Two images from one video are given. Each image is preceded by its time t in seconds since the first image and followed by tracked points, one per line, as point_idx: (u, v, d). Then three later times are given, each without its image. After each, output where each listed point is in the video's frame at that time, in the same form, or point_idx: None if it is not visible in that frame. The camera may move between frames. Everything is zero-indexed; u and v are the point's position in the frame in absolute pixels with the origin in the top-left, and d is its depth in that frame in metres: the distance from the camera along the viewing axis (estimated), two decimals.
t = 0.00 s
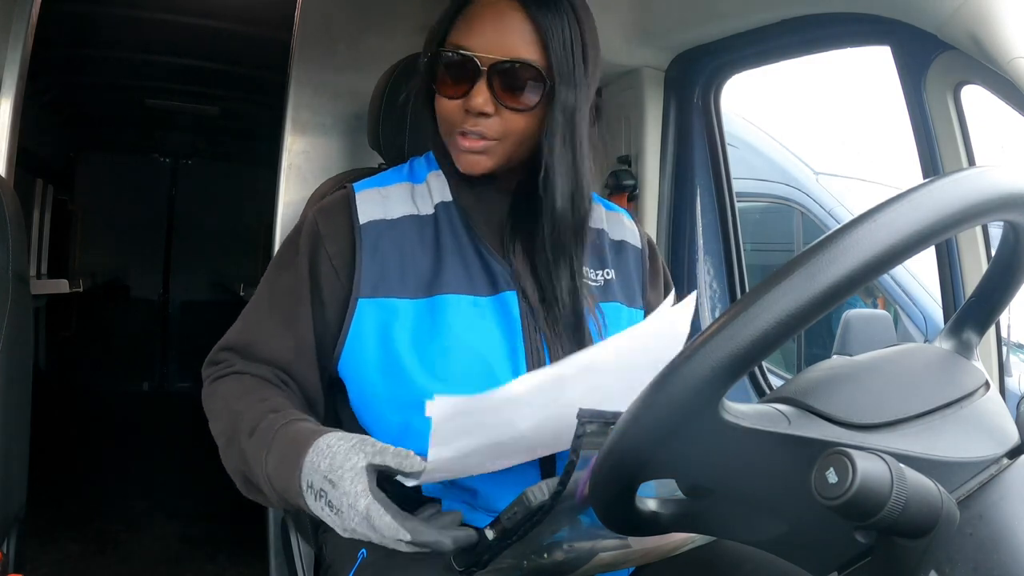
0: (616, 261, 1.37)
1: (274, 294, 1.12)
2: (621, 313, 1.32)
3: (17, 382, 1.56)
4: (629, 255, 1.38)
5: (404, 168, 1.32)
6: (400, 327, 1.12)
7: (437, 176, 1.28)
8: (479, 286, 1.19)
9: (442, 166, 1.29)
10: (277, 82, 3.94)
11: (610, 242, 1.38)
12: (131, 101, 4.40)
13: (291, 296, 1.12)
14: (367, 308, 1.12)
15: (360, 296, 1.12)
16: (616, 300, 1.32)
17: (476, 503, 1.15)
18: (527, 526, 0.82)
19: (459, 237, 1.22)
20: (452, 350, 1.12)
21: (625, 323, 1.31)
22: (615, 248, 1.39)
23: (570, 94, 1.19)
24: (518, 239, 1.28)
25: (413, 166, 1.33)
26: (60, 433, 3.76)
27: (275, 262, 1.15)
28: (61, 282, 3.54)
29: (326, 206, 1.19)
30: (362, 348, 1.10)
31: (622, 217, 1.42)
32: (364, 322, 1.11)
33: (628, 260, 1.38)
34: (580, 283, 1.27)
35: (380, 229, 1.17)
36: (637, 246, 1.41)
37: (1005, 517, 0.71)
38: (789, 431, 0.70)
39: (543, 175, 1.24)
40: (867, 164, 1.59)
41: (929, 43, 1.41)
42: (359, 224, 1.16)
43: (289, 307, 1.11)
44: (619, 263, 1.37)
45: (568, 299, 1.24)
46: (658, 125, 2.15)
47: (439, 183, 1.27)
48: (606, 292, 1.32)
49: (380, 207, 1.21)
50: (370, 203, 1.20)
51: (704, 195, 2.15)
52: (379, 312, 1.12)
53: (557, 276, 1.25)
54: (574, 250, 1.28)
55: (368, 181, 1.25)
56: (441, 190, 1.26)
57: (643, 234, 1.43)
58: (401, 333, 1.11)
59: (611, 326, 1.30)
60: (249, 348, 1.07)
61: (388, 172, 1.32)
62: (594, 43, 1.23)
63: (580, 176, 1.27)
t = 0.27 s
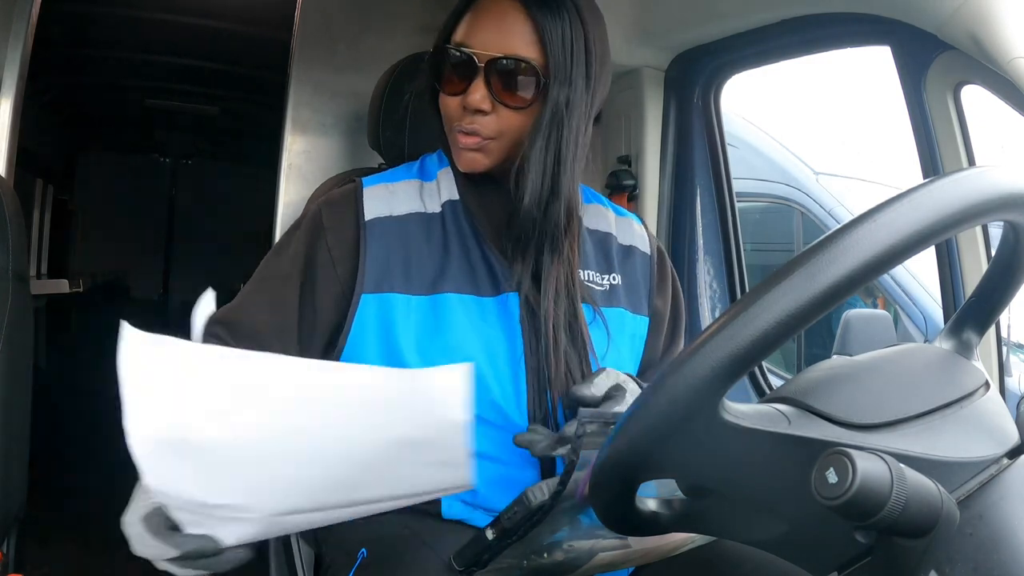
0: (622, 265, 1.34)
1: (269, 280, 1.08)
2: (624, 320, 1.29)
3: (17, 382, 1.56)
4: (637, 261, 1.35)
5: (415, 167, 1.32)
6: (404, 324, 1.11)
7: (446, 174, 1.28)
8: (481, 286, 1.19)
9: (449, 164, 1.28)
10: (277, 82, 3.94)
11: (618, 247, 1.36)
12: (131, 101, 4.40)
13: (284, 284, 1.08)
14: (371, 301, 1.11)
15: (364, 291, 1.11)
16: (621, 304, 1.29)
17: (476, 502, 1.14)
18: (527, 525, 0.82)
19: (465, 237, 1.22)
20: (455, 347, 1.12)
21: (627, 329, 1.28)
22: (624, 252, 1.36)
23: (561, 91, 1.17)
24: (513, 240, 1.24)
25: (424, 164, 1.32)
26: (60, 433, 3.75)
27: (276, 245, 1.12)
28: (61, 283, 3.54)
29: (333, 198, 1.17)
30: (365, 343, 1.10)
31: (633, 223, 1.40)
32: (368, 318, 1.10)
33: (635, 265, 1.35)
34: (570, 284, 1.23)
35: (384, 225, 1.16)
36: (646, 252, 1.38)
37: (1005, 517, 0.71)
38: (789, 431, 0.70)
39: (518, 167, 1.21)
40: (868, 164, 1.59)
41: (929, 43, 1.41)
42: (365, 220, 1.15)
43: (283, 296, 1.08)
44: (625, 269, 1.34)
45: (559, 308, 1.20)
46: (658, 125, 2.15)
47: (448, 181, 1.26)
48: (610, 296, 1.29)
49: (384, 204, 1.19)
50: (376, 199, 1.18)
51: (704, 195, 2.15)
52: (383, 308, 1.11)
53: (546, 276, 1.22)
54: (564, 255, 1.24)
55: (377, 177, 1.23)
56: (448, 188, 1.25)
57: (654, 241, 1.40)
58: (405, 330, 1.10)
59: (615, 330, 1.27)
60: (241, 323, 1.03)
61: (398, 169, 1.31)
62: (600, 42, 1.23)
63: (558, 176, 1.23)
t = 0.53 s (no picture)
0: (624, 267, 1.33)
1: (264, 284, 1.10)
2: (625, 322, 1.28)
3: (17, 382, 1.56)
4: (639, 263, 1.34)
5: (412, 166, 1.30)
6: (402, 329, 1.12)
7: (444, 174, 1.26)
8: (480, 288, 1.17)
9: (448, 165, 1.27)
10: (277, 82, 3.94)
11: (620, 249, 1.34)
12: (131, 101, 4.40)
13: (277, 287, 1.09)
14: (367, 306, 1.12)
15: (361, 294, 1.12)
16: (621, 307, 1.29)
17: (476, 502, 1.15)
18: (525, 527, 0.84)
19: (462, 238, 1.20)
20: (454, 349, 1.13)
21: (627, 331, 1.28)
22: (626, 254, 1.35)
23: (571, 92, 1.16)
24: (518, 238, 1.23)
25: (422, 164, 1.30)
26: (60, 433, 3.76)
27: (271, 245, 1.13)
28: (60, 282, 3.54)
29: (331, 200, 1.18)
30: (364, 346, 1.12)
31: (636, 223, 1.39)
32: (363, 320, 1.12)
33: (637, 266, 1.35)
34: (582, 290, 1.22)
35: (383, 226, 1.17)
36: (647, 253, 1.37)
37: (1005, 517, 0.71)
38: (789, 431, 0.70)
39: (546, 174, 1.21)
40: (868, 164, 1.59)
41: (929, 43, 1.41)
42: (361, 222, 1.15)
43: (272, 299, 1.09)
44: (626, 271, 1.33)
45: (570, 304, 1.19)
46: (658, 125, 2.15)
47: (447, 182, 1.25)
48: (610, 299, 1.29)
49: (384, 205, 1.19)
50: (375, 200, 1.19)
51: (704, 195, 2.15)
52: (381, 311, 1.12)
53: (548, 276, 1.20)
54: (571, 257, 1.23)
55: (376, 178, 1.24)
56: (447, 190, 1.24)
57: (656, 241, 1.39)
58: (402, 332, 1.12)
59: (615, 333, 1.27)
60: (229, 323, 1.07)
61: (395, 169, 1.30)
62: (602, 44, 1.21)
63: (586, 177, 1.23)
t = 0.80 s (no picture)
0: (620, 266, 1.33)
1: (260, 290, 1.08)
2: (621, 321, 1.28)
3: (17, 382, 1.56)
4: (635, 261, 1.34)
5: (406, 168, 1.30)
6: (398, 335, 1.11)
7: (438, 176, 1.26)
8: (477, 292, 1.16)
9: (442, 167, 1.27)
10: (277, 81, 3.94)
11: (616, 246, 1.35)
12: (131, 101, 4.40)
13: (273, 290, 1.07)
14: (363, 311, 1.10)
15: (357, 298, 1.09)
16: (617, 306, 1.29)
17: (476, 502, 1.15)
18: (525, 527, 0.83)
19: (457, 240, 1.19)
20: (451, 354, 1.12)
21: (625, 330, 1.28)
22: (622, 252, 1.35)
23: (561, 94, 1.15)
24: (511, 242, 1.21)
25: (416, 166, 1.30)
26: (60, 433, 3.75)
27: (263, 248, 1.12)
28: (61, 282, 3.54)
29: (324, 203, 1.16)
30: (360, 352, 1.11)
31: (630, 221, 1.40)
32: (359, 326, 1.09)
33: (634, 265, 1.35)
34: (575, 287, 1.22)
35: (378, 230, 1.14)
36: (643, 251, 1.37)
37: (1005, 517, 0.71)
38: (789, 431, 0.70)
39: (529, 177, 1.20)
40: (867, 164, 1.59)
41: (929, 43, 1.41)
42: (357, 226, 1.13)
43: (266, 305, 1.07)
44: (622, 269, 1.33)
45: (564, 309, 1.18)
46: (658, 125, 2.15)
47: (440, 184, 1.25)
48: (607, 298, 1.29)
49: (379, 209, 1.18)
50: (369, 204, 1.17)
51: (704, 195, 2.15)
52: (376, 317, 1.10)
53: (542, 281, 1.18)
54: (564, 263, 1.21)
55: (370, 181, 1.22)
56: (441, 192, 1.24)
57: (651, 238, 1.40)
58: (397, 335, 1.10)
59: (612, 333, 1.26)
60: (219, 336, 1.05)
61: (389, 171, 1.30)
62: (596, 43, 1.20)
63: (570, 183, 1.22)
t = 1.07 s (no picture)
0: (615, 265, 1.33)
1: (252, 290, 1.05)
2: (617, 322, 1.28)
3: (18, 382, 1.56)
4: (630, 260, 1.34)
5: (398, 169, 1.29)
6: (393, 340, 1.10)
7: (431, 178, 1.25)
8: (472, 295, 1.17)
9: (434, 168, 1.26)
10: (276, 81, 3.94)
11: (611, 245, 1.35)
12: (131, 102, 4.40)
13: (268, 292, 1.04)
14: (358, 316, 1.09)
15: (352, 304, 1.08)
16: (613, 306, 1.29)
17: (475, 503, 1.15)
18: (525, 527, 0.83)
19: (453, 241, 1.19)
20: (449, 360, 1.12)
21: (622, 330, 1.28)
22: (618, 251, 1.35)
23: (558, 95, 1.15)
24: (507, 245, 1.20)
25: (407, 167, 1.29)
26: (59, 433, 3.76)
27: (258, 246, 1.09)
28: (61, 282, 3.54)
29: (316, 205, 1.14)
30: (355, 357, 1.10)
31: (624, 220, 1.40)
32: (354, 331, 1.08)
33: (630, 263, 1.35)
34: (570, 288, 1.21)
35: (371, 234, 1.13)
36: (639, 249, 1.37)
37: (1006, 517, 0.71)
38: (789, 432, 0.70)
39: (524, 178, 1.20)
40: (867, 164, 1.59)
41: (929, 43, 1.41)
42: (349, 231, 1.12)
43: (264, 307, 1.04)
44: (618, 268, 1.33)
45: (559, 314, 1.17)
46: (658, 125, 2.15)
47: (433, 186, 1.24)
48: (602, 298, 1.28)
49: (372, 211, 1.16)
50: (362, 207, 1.16)
51: (704, 195, 2.15)
52: (371, 322, 1.09)
53: (538, 287, 1.18)
54: (562, 265, 1.22)
55: (362, 183, 1.20)
56: (434, 194, 1.23)
57: (645, 237, 1.40)
58: (392, 339, 1.10)
59: (608, 334, 1.26)
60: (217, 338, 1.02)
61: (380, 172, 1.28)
62: (594, 44, 1.21)
63: (565, 184, 1.22)
